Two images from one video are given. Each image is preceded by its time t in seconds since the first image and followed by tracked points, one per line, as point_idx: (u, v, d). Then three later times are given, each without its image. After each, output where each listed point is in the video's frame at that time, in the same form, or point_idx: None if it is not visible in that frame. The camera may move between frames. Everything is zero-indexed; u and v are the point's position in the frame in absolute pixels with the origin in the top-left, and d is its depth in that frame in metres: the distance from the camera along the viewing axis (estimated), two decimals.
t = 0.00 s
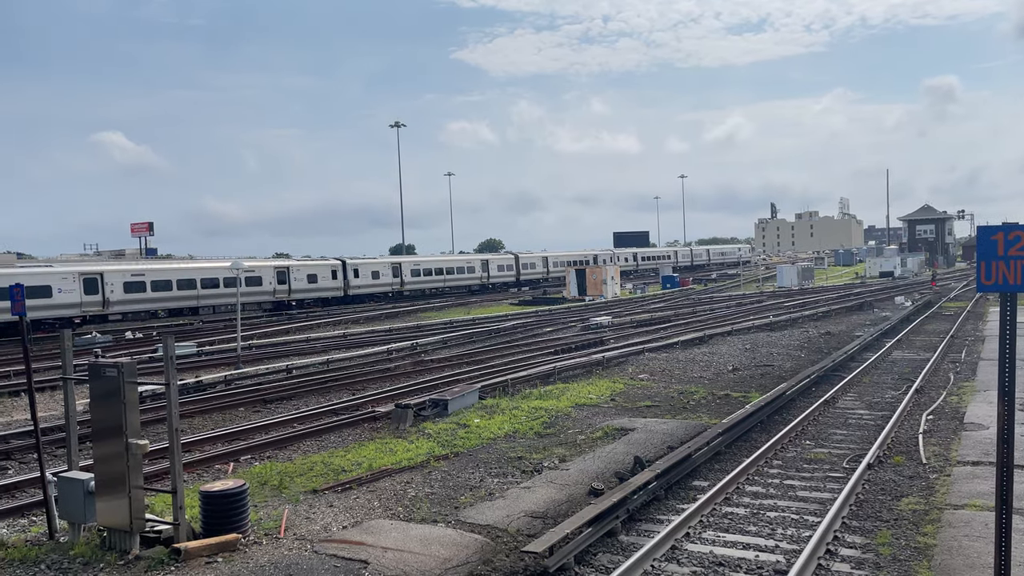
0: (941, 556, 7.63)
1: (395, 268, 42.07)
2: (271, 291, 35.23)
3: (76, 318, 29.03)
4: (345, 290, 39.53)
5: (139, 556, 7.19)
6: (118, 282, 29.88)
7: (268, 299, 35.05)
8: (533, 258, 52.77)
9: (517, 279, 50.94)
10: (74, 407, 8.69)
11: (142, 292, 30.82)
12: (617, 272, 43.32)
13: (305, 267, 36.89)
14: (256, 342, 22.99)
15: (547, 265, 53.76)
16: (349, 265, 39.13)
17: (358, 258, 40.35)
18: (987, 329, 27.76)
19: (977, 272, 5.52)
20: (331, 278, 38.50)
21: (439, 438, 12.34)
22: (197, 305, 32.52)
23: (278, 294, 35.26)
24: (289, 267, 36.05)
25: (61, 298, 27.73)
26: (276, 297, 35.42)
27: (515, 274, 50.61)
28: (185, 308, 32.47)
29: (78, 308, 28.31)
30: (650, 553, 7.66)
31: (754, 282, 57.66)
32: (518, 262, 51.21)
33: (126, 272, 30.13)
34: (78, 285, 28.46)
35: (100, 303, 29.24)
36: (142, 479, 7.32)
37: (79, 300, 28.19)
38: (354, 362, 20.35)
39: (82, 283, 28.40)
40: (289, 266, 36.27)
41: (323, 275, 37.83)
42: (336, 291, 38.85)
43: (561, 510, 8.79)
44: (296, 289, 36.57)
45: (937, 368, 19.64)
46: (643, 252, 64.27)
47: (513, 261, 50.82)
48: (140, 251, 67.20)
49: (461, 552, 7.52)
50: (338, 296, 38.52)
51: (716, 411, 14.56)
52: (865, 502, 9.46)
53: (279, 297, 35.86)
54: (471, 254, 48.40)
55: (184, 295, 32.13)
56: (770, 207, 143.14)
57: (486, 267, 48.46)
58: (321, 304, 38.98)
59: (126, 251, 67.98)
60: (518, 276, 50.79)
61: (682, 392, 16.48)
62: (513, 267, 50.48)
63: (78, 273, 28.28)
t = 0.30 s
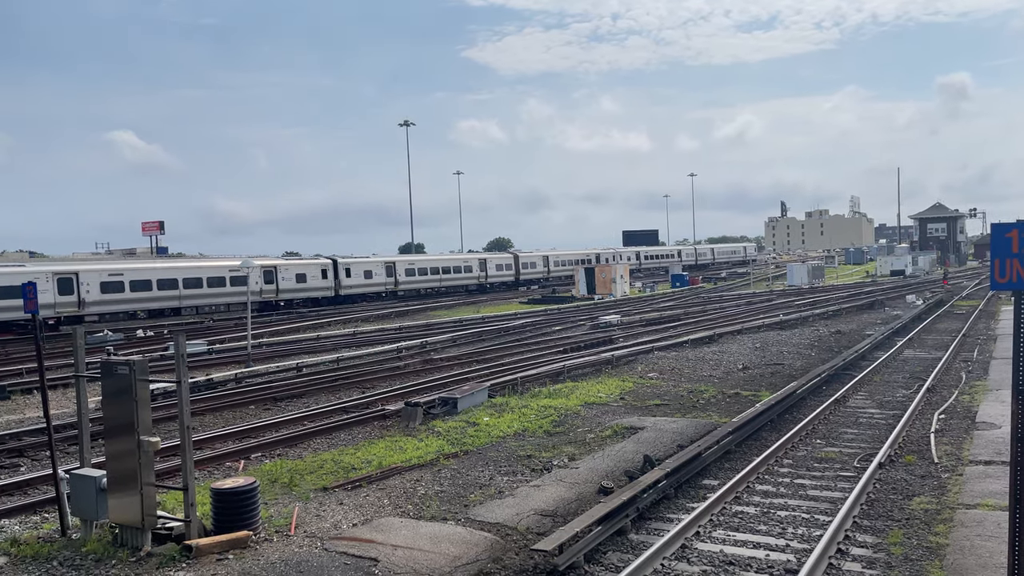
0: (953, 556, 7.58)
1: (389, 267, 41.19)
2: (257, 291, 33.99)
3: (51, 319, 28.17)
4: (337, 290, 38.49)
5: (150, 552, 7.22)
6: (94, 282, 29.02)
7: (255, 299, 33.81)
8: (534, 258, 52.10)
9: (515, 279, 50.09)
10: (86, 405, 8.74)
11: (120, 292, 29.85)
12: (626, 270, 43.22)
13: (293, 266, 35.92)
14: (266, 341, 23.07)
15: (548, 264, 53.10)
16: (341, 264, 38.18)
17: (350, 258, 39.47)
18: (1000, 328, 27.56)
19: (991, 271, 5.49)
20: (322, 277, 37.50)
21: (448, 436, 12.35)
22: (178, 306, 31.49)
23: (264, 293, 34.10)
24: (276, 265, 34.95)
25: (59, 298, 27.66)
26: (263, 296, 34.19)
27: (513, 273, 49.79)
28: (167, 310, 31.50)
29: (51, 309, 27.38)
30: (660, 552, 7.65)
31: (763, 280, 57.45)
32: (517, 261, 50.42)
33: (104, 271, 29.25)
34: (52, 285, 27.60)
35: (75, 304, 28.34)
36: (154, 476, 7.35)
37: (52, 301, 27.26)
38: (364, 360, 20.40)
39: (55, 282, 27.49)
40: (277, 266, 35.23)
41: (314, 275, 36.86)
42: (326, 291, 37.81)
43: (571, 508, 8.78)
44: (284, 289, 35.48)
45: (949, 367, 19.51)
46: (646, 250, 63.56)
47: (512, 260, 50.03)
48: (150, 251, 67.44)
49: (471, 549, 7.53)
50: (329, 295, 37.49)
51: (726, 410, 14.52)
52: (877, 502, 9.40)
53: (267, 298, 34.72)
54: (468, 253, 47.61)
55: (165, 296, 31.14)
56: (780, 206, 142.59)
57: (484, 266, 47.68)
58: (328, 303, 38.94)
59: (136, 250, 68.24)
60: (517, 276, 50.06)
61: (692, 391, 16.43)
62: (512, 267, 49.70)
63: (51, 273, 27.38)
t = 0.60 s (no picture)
0: (968, 555, 7.52)
1: (383, 265, 40.08)
2: (246, 291, 33.28)
3: (27, 319, 27.44)
4: (330, 289, 37.54)
5: (165, 548, 7.27)
6: (73, 281, 28.23)
7: (244, 299, 33.13)
8: (534, 255, 51.28)
9: (515, 277, 49.21)
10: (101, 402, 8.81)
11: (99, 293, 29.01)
12: (638, 268, 43.12)
13: (284, 265, 34.92)
14: (279, 338, 23.19)
15: (549, 262, 52.31)
16: (334, 262, 37.13)
17: (343, 258, 38.64)
18: (1015, 325, 27.36)
19: (1010, 268, 5.42)
20: (314, 276, 36.41)
21: (460, 433, 12.38)
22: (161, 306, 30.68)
23: (253, 293, 33.33)
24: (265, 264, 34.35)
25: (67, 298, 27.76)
26: (252, 296, 33.38)
27: (514, 271, 48.92)
28: (150, 310, 30.71)
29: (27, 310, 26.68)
30: (672, 550, 7.63)
31: (776, 278, 57.20)
32: (518, 260, 49.58)
33: (84, 270, 28.51)
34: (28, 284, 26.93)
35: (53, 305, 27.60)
36: (169, 472, 7.41)
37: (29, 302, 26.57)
38: (376, 357, 20.46)
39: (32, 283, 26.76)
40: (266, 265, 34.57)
41: (306, 274, 35.81)
42: (319, 290, 36.79)
43: (583, 506, 8.78)
44: (274, 289, 34.56)
45: (964, 365, 19.36)
46: (651, 248, 62.72)
47: (513, 259, 49.16)
48: (164, 249, 67.89)
49: (483, 547, 7.54)
50: (322, 295, 36.40)
51: (739, 408, 14.47)
52: (891, 501, 9.34)
53: (256, 298, 33.76)
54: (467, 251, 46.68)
55: (148, 296, 30.30)
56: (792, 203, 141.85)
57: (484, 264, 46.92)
58: (338, 300, 39.00)
59: (149, 249, 68.67)
60: (518, 275, 49.17)
61: (704, 389, 16.38)
62: (513, 265, 48.83)
63: (28, 273, 26.65)
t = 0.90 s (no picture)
0: (985, 555, 7.45)
1: (378, 264, 39.31)
2: (233, 291, 32.78)
3: (0, 319, 26.89)
4: (323, 289, 36.90)
5: (181, 544, 7.32)
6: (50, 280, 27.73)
7: (231, 299, 32.63)
8: (534, 254, 50.44)
9: (515, 276, 48.41)
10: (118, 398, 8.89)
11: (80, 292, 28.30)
12: (650, 265, 42.97)
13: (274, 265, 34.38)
14: (292, 336, 23.29)
15: (552, 261, 51.27)
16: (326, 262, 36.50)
17: (336, 257, 37.95)
18: None
19: None
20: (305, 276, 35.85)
21: (473, 431, 12.38)
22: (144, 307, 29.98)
23: (241, 293, 32.81)
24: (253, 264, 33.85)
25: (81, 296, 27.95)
26: (240, 296, 32.87)
27: (513, 269, 48.11)
28: (131, 310, 30.00)
29: (0, 309, 26.15)
30: (686, 549, 7.60)
31: (789, 276, 56.87)
32: (517, 258, 48.74)
33: (63, 270, 27.83)
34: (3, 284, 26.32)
35: (28, 305, 27.12)
36: (185, 469, 7.45)
37: (2, 301, 26.04)
38: (388, 355, 20.51)
39: (5, 282, 26.26)
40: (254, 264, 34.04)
41: (297, 274, 35.23)
42: (311, 290, 36.17)
43: (596, 504, 8.77)
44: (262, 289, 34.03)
45: (980, 363, 19.19)
46: (657, 246, 61.76)
47: (512, 257, 48.38)
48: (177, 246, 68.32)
49: (497, 545, 7.54)
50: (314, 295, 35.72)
51: (752, 407, 14.40)
52: (908, 500, 9.27)
53: (244, 298, 33.23)
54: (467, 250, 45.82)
55: (130, 296, 29.60)
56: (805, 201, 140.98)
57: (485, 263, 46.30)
58: (348, 298, 39.03)
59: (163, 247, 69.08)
60: (517, 273, 48.32)
61: (717, 387, 16.31)
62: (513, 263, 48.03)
63: (1, 272, 26.12)
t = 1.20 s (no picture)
0: (1002, 555, 7.38)
1: (371, 264, 38.36)
2: (218, 291, 32.02)
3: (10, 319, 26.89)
4: (313, 289, 35.92)
5: (196, 542, 7.36)
6: (23, 281, 26.78)
7: (216, 300, 31.95)
8: (534, 254, 49.40)
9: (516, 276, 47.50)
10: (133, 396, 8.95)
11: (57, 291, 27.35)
12: (662, 264, 42.81)
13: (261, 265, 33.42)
14: (305, 334, 23.38)
15: (552, 261, 50.17)
16: (316, 262, 35.51)
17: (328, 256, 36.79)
18: None
19: None
20: (294, 276, 34.87)
21: (485, 429, 12.39)
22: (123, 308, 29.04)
23: (226, 294, 32.03)
24: (239, 263, 32.93)
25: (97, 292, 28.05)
26: (225, 297, 32.23)
27: (513, 269, 47.10)
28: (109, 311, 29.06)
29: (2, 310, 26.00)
30: (700, 548, 7.56)
31: (802, 274, 56.52)
32: (517, 257, 47.70)
33: (34, 271, 26.77)
34: None
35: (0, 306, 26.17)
36: (200, 467, 7.49)
37: None
38: (400, 354, 20.54)
39: None
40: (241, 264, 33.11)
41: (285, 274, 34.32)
42: (301, 290, 35.24)
43: (609, 503, 8.75)
44: (249, 289, 33.19)
45: (996, 363, 19.00)
46: (662, 244, 60.58)
47: (512, 256, 47.36)
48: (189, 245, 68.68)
49: (509, 543, 7.53)
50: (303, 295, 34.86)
51: (765, 406, 14.32)
52: (923, 500, 9.20)
53: (229, 299, 32.55)
54: (465, 249, 44.77)
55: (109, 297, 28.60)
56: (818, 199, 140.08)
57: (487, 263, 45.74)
58: (356, 297, 38.95)
59: (175, 245, 69.45)
60: (517, 273, 47.36)
61: (730, 386, 16.23)
62: (512, 263, 47.12)
63: None
